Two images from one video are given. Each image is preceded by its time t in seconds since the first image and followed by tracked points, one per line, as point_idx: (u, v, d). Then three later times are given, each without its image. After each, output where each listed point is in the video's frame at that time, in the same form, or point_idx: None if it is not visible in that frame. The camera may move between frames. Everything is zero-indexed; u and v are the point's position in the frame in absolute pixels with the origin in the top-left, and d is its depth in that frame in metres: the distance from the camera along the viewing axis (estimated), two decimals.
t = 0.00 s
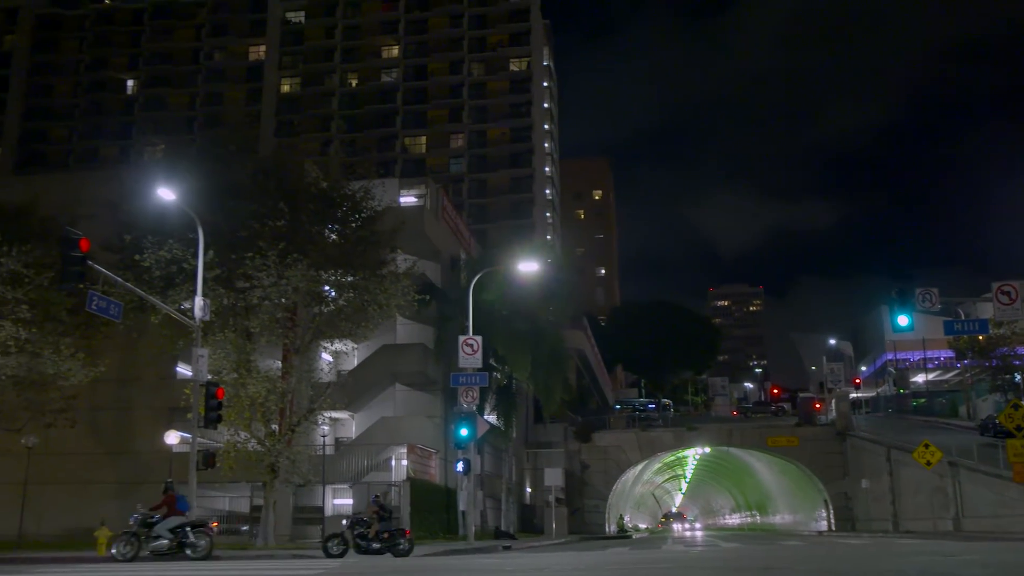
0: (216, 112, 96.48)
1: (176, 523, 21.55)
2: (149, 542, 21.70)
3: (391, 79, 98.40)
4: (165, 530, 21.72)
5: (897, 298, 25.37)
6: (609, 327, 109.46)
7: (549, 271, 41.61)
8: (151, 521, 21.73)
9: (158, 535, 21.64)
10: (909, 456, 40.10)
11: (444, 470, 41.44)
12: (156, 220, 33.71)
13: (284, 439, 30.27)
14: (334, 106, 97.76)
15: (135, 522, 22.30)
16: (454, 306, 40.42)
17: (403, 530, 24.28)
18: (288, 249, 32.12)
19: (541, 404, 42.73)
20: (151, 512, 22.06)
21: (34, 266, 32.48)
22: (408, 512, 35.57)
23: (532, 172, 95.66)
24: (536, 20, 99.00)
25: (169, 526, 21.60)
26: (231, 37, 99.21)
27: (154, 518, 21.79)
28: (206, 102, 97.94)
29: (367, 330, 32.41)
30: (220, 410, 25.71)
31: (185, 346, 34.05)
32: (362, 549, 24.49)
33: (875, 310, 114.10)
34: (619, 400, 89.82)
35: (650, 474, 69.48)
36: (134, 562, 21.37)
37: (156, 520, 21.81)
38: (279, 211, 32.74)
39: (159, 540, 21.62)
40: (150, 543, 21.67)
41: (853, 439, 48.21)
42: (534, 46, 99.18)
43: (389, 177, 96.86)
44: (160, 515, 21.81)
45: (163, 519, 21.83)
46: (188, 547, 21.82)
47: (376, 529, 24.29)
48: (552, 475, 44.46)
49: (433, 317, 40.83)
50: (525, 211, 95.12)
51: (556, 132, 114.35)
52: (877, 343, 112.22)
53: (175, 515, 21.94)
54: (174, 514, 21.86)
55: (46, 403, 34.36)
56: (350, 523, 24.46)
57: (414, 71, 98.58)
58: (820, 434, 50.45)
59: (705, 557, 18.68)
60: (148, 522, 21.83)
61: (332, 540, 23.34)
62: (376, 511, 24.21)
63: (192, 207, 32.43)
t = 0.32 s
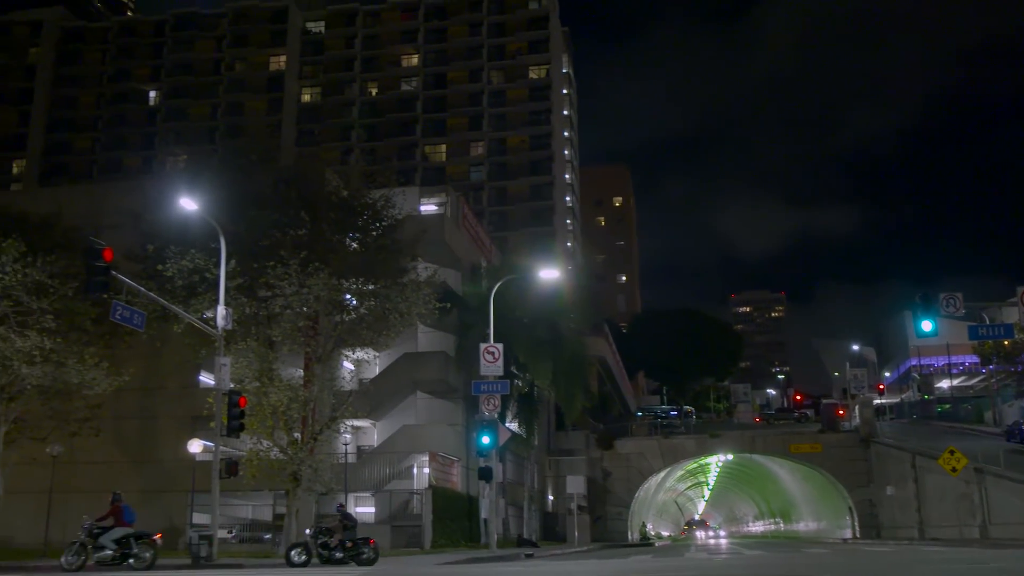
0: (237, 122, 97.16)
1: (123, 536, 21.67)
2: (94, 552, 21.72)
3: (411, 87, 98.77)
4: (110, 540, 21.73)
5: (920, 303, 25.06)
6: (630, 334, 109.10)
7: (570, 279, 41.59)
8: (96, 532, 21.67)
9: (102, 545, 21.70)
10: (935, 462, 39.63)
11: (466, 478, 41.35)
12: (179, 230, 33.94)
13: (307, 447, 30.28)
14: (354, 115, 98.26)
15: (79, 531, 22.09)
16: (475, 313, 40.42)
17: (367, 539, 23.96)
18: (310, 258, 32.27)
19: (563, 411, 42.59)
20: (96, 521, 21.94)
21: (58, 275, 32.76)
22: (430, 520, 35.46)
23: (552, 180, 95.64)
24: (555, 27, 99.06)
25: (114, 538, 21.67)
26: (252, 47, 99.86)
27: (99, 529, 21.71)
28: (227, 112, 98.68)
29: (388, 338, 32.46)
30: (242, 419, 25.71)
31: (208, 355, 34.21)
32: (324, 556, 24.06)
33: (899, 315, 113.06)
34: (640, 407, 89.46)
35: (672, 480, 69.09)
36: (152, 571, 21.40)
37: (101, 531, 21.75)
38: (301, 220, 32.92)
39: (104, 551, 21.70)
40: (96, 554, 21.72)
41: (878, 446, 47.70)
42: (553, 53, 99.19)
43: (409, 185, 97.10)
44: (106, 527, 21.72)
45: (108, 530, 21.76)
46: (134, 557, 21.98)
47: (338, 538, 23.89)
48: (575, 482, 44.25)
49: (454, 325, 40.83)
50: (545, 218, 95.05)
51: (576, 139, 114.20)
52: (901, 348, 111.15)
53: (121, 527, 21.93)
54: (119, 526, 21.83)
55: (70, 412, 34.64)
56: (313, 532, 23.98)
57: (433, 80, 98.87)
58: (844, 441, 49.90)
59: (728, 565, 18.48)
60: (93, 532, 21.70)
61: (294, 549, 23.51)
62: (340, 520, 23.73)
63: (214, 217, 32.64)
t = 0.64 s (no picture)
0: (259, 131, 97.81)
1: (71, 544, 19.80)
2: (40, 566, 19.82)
3: (431, 96, 99.18)
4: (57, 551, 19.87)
5: (945, 307, 24.71)
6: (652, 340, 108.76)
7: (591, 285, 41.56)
8: (45, 542, 19.86)
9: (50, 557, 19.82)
10: (961, 468, 39.12)
11: (488, 485, 41.36)
12: (202, 239, 34.22)
13: (329, 455, 30.37)
14: (375, 124, 98.69)
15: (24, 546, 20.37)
16: (496, 320, 40.45)
17: (330, 548, 23.80)
18: (333, 266, 32.38)
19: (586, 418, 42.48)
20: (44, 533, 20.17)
21: (83, 286, 33.07)
22: (453, 527, 35.45)
23: (573, 187, 95.64)
24: (574, 34, 99.20)
25: (62, 548, 19.80)
26: (273, 57, 100.59)
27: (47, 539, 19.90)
28: (250, 121, 99.34)
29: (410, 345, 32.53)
30: (265, 427, 25.72)
31: (231, 363, 34.40)
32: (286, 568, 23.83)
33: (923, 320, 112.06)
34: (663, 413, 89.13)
35: (696, 488, 68.72)
36: None
37: (50, 542, 19.89)
38: (322, 228, 33.05)
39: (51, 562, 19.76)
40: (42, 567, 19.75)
41: (903, 451, 47.20)
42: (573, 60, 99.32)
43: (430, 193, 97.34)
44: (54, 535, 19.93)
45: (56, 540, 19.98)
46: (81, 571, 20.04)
47: (302, 546, 23.91)
48: (598, 489, 44.08)
49: (476, 332, 40.87)
50: (566, 225, 94.96)
51: (596, 145, 114.17)
52: (925, 353, 110.11)
53: (71, 538, 20.17)
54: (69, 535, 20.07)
55: (95, 420, 34.94)
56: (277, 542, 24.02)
57: (453, 88, 99.18)
58: (869, 447, 49.40)
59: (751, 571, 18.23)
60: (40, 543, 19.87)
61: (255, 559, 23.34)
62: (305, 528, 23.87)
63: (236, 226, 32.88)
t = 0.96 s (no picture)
0: (282, 143, 98.41)
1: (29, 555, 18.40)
2: None
3: (453, 106, 99.49)
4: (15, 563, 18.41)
5: (972, 313, 24.37)
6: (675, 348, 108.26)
7: (614, 293, 41.43)
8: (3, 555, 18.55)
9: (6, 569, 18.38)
10: (990, 476, 38.56)
11: (512, 494, 41.25)
12: (227, 251, 34.44)
13: (354, 465, 30.37)
14: (397, 134, 98.98)
15: None
16: (519, 329, 40.41)
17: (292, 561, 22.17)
18: (355, 276, 32.44)
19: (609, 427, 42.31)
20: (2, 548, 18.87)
21: (109, 297, 33.39)
22: (477, 536, 35.37)
23: (595, 195, 95.52)
24: (595, 42, 99.17)
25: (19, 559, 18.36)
26: (296, 69, 101.26)
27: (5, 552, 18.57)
28: (272, 133, 99.91)
29: (433, 354, 32.54)
30: (289, 436, 25.68)
31: (256, 374, 34.55)
32: None
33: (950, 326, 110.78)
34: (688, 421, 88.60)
35: (721, 496, 68.22)
36: None
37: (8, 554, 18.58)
38: (345, 238, 33.14)
39: None
40: None
41: (930, 459, 46.62)
42: (594, 68, 99.20)
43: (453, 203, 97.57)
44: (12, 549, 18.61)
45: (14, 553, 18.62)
46: None
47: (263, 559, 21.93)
48: (622, 498, 43.82)
49: (499, 341, 40.79)
50: (588, 233, 94.80)
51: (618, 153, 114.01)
52: (953, 360, 108.82)
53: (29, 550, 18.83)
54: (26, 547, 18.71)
55: (122, 430, 35.21)
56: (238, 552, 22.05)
57: (475, 97, 99.43)
58: (896, 454, 48.78)
59: None
60: None
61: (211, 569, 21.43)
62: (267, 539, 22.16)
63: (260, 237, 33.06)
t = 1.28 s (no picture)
0: (302, 152, 98.96)
1: None
2: None
3: (472, 114, 99.69)
4: None
5: (994, 319, 24.04)
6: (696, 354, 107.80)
7: (635, 300, 41.25)
8: None
9: None
10: (1016, 483, 38.02)
11: (534, 501, 41.10)
12: (248, 261, 34.62)
13: (375, 473, 30.29)
14: (416, 143, 99.32)
15: None
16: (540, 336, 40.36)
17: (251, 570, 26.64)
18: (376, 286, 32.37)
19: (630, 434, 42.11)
20: None
21: (131, 307, 33.61)
22: (499, 545, 35.18)
23: (614, 203, 95.38)
24: (614, 49, 99.13)
25: None
26: (316, 79, 101.78)
27: None
28: (292, 143, 100.30)
29: (454, 363, 32.53)
30: (311, 445, 25.64)
31: (277, 383, 34.66)
32: None
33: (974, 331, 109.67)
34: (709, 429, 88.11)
35: (743, 503, 67.76)
36: None
37: None
38: (365, 246, 33.15)
39: None
40: None
41: (955, 465, 46.05)
42: (613, 76, 99.18)
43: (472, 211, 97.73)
44: None
45: None
46: None
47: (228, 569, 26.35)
48: (644, 505, 43.55)
49: (519, 349, 40.71)
50: (608, 240, 94.62)
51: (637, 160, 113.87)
52: (977, 366, 107.73)
53: None
54: None
55: (144, 440, 35.37)
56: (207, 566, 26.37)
57: (494, 105, 99.63)
58: (920, 461, 48.31)
59: None
60: None
61: None
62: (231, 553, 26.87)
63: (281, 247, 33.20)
